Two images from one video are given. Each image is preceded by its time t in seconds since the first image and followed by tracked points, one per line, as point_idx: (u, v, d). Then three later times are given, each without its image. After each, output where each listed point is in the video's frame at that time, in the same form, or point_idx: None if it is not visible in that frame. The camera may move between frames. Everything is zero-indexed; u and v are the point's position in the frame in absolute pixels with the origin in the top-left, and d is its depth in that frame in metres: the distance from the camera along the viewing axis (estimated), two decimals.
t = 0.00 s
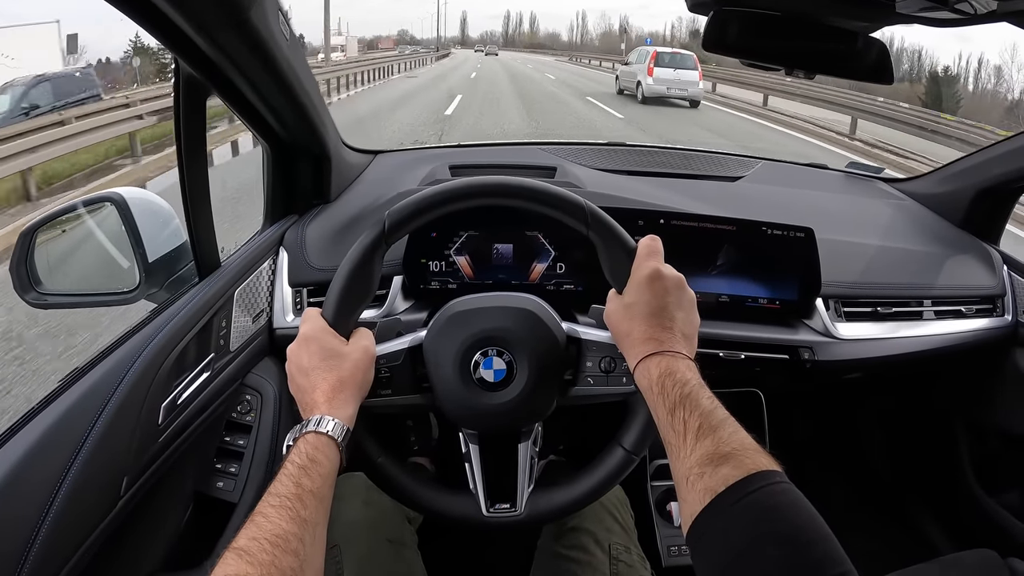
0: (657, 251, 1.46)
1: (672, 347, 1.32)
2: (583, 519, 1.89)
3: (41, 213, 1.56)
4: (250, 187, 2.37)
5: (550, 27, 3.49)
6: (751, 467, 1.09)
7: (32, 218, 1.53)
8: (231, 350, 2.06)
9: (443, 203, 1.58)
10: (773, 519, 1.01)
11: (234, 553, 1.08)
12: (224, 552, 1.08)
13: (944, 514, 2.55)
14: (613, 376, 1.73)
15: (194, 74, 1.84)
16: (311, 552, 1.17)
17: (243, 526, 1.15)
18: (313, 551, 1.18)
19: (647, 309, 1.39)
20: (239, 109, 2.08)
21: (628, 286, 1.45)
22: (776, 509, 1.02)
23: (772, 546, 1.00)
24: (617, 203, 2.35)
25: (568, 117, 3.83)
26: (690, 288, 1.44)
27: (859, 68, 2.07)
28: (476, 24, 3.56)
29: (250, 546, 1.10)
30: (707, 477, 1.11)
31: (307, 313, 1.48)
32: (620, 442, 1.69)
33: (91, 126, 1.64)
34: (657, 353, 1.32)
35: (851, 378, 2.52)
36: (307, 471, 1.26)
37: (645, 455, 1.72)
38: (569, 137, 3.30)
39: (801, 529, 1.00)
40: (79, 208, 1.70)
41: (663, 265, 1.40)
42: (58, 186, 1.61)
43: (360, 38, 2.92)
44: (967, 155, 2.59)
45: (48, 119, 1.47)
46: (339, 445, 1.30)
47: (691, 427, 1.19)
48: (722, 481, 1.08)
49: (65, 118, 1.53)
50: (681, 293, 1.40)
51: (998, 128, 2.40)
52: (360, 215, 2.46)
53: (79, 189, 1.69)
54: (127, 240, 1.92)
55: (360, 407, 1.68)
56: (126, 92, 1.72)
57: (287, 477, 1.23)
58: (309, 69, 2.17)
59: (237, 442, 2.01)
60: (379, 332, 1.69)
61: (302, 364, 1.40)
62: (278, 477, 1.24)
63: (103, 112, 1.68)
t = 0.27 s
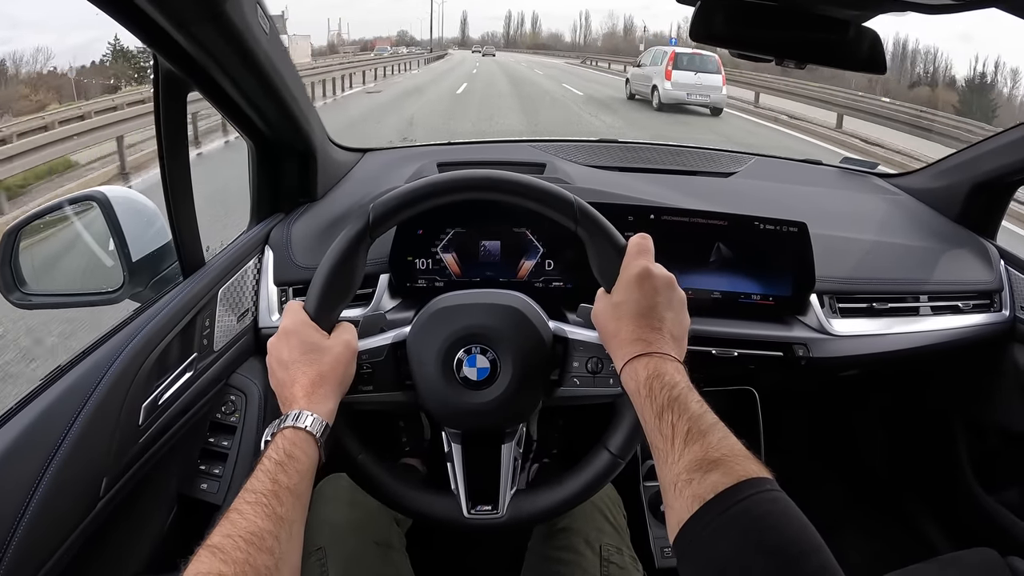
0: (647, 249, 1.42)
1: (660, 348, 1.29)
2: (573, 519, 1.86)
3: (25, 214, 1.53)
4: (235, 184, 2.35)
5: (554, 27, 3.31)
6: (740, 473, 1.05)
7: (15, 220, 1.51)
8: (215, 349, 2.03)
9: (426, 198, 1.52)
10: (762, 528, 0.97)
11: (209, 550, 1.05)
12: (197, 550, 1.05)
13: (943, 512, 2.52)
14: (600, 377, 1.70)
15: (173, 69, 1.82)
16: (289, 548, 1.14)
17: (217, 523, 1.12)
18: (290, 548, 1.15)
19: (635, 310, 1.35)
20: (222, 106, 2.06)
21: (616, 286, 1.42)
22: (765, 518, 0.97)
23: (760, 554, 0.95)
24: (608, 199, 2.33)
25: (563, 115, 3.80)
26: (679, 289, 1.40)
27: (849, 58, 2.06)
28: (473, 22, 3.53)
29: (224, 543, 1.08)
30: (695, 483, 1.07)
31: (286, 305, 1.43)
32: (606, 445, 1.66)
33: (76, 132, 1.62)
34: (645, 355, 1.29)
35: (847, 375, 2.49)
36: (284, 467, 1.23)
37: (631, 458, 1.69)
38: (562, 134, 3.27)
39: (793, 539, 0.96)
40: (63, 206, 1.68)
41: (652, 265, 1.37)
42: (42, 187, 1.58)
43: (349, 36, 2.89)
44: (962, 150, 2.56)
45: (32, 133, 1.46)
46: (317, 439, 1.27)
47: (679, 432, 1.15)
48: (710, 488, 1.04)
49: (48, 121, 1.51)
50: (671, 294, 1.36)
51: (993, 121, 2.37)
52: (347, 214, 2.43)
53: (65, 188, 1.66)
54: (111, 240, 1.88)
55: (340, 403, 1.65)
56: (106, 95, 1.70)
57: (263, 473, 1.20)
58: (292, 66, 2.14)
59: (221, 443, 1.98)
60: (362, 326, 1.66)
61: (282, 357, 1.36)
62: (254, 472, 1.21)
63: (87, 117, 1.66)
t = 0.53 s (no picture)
0: (645, 252, 1.43)
1: (658, 352, 1.30)
2: (571, 518, 1.87)
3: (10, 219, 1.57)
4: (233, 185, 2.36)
5: (556, 26, 3.30)
6: (736, 476, 1.06)
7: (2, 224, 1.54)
8: (214, 350, 2.04)
9: (425, 199, 1.53)
10: (758, 529, 0.97)
11: (209, 547, 1.06)
12: (198, 546, 1.06)
13: (939, 510, 2.53)
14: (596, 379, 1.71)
15: (171, 72, 1.82)
16: (288, 544, 1.15)
17: (218, 519, 1.13)
18: (291, 544, 1.16)
19: (632, 313, 1.36)
20: (220, 108, 2.06)
21: (614, 289, 1.43)
22: (761, 519, 0.98)
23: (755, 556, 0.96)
24: (605, 199, 2.33)
25: (560, 114, 3.81)
26: (677, 292, 1.41)
27: (843, 57, 2.06)
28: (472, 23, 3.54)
29: (225, 540, 1.09)
30: (691, 485, 1.07)
31: (287, 303, 1.44)
32: (602, 447, 1.67)
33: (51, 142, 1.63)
34: (642, 358, 1.30)
35: (843, 373, 2.50)
36: (283, 465, 1.24)
37: (626, 459, 1.70)
38: (558, 134, 3.28)
39: (788, 540, 0.96)
40: (61, 209, 1.71)
41: (651, 269, 1.38)
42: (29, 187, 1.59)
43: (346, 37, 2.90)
44: (956, 149, 2.57)
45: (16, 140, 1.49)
46: (316, 436, 1.28)
47: (676, 435, 1.16)
48: (707, 490, 1.05)
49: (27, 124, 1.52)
50: (669, 298, 1.37)
51: (987, 120, 2.38)
52: (344, 215, 2.44)
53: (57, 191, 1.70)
54: (108, 241, 1.89)
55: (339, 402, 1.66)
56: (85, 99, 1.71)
57: (263, 470, 1.21)
58: (289, 67, 2.15)
59: (220, 443, 1.99)
60: (361, 325, 1.67)
61: (280, 353, 1.37)
62: (254, 469, 1.22)
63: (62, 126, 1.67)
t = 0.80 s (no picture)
0: (645, 255, 1.44)
1: (657, 353, 1.31)
2: (570, 517, 1.88)
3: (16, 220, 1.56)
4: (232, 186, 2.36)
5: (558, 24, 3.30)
6: (734, 477, 1.07)
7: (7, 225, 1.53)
8: (215, 352, 2.05)
9: (424, 202, 1.53)
10: (756, 529, 0.98)
11: (214, 548, 1.07)
12: (202, 547, 1.07)
13: (937, 507, 2.55)
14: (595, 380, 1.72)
15: (171, 76, 1.82)
16: (292, 543, 1.16)
17: (222, 520, 1.14)
18: (294, 544, 1.17)
19: (631, 314, 1.37)
20: (220, 110, 2.07)
21: (613, 291, 1.44)
22: (758, 519, 0.99)
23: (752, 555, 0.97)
24: (603, 200, 2.35)
25: (557, 115, 3.82)
26: (676, 295, 1.42)
27: (841, 60, 2.07)
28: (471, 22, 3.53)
29: (230, 540, 1.09)
30: (690, 486, 1.09)
31: (289, 304, 1.45)
32: (600, 447, 1.69)
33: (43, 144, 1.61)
34: (641, 359, 1.31)
35: (840, 372, 2.52)
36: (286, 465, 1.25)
37: (624, 459, 1.71)
38: (556, 134, 3.29)
39: (785, 539, 0.97)
40: (62, 211, 1.69)
41: (650, 271, 1.39)
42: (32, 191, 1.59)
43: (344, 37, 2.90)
44: (953, 149, 2.59)
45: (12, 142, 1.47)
46: (318, 437, 1.29)
47: (675, 435, 1.17)
48: (705, 490, 1.06)
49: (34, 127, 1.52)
50: (667, 300, 1.39)
51: (983, 119, 2.40)
52: (344, 217, 2.44)
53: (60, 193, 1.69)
54: (109, 243, 1.90)
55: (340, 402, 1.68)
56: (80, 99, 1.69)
57: (266, 470, 1.22)
58: (289, 70, 2.15)
59: (222, 444, 2.00)
60: (362, 326, 1.69)
61: (282, 354, 1.38)
62: (257, 470, 1.22)
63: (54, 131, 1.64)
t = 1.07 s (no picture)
0: (642, 258, 1.46)
1: (654, 355, 1.33)
2: (569, 517, 1.90)
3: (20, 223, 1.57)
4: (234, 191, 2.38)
5: (557, 26, 3.31)
6: (730, 475, 1.09)
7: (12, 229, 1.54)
8: (217, 355, 2.06)
9: (424, 206, 1.55)
10: (751, 526, 1.00)
11: (219, 548, 1.08)
12: (208, 546, 1.08)
13: (933, 506, 2.57)
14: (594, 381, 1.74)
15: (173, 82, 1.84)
16: (296, 543, 1.17)
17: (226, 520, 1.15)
18: (298, 544, 1.18)
19: (629, 316, 1.39)
20: (221, 116, 2.08)
21: (611, 293, 1.46)
22: (754, 516, 1.01)
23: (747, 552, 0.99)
24: (601, 202, 2.37)
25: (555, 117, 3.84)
26: (673, 296, 1.44)
27: (837, 63, 2.09)
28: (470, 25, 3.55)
29: (235, 540, 1.10)
30: (687, 485, 1.10)
31: (291, 307, 1.47)
32: (599, 447, 1.70)
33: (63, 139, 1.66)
34: (639, 361, 1.33)
35: (837, 372, 2.53)
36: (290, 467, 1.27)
37: (623, 460, 1.73)
38: (554, 137, 3.31)
39: (780, 535, 0.99)
40: (63, 216, 1.71)
41: (647, 274, 1.41)
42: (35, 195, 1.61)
43: (343, 42, 2.92)
44: (949, 150, 2.61)
45: (16, 146, 1.48)
46: (321, 439, 1.31)
47: (672, 435, 1.19)
48: (702, 489, 1.08)
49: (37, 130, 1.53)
50: (664, 302, 1.40)
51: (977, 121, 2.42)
52: (344, 220, 2.46)
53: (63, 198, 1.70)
54: (110, 248, 1.91)
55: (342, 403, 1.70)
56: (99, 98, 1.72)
57: (270, 472, 1.24)
58: (289, 76, 2.17)
59: (224, 447, 2.02)
60: (363, 329, 1.71)
61: (285, 357, 1.40)
62: (261, 472, 1.24)
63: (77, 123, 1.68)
